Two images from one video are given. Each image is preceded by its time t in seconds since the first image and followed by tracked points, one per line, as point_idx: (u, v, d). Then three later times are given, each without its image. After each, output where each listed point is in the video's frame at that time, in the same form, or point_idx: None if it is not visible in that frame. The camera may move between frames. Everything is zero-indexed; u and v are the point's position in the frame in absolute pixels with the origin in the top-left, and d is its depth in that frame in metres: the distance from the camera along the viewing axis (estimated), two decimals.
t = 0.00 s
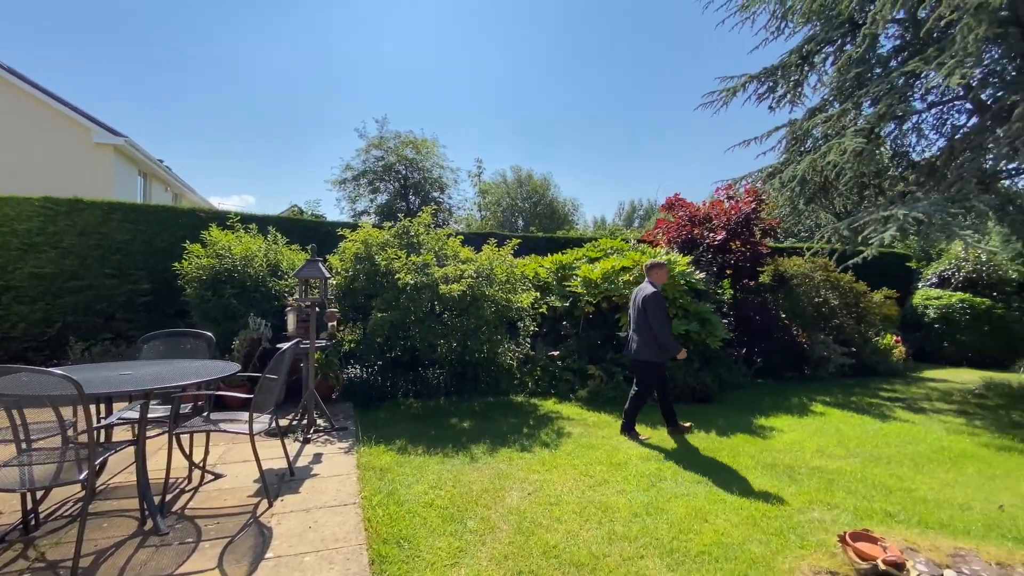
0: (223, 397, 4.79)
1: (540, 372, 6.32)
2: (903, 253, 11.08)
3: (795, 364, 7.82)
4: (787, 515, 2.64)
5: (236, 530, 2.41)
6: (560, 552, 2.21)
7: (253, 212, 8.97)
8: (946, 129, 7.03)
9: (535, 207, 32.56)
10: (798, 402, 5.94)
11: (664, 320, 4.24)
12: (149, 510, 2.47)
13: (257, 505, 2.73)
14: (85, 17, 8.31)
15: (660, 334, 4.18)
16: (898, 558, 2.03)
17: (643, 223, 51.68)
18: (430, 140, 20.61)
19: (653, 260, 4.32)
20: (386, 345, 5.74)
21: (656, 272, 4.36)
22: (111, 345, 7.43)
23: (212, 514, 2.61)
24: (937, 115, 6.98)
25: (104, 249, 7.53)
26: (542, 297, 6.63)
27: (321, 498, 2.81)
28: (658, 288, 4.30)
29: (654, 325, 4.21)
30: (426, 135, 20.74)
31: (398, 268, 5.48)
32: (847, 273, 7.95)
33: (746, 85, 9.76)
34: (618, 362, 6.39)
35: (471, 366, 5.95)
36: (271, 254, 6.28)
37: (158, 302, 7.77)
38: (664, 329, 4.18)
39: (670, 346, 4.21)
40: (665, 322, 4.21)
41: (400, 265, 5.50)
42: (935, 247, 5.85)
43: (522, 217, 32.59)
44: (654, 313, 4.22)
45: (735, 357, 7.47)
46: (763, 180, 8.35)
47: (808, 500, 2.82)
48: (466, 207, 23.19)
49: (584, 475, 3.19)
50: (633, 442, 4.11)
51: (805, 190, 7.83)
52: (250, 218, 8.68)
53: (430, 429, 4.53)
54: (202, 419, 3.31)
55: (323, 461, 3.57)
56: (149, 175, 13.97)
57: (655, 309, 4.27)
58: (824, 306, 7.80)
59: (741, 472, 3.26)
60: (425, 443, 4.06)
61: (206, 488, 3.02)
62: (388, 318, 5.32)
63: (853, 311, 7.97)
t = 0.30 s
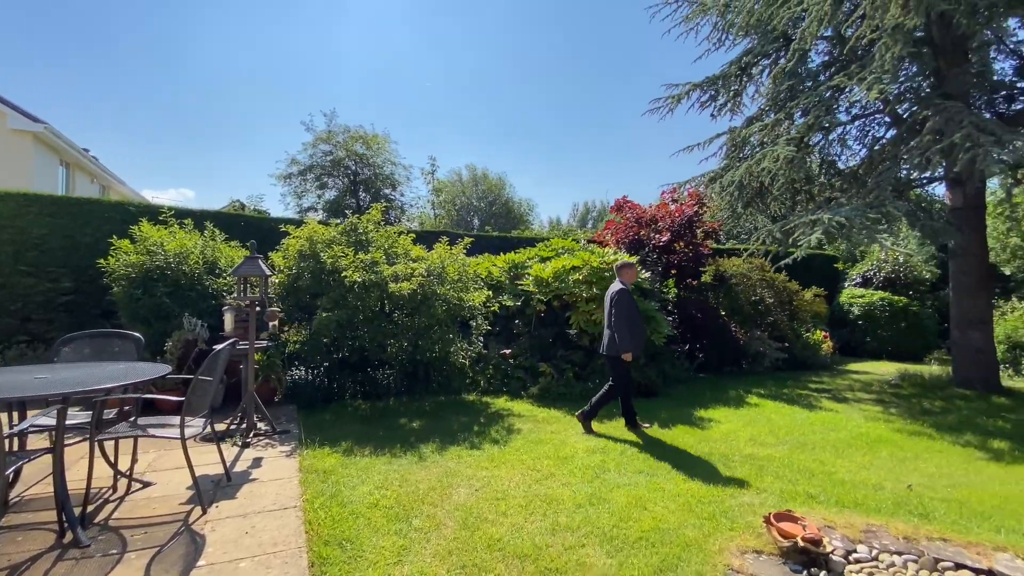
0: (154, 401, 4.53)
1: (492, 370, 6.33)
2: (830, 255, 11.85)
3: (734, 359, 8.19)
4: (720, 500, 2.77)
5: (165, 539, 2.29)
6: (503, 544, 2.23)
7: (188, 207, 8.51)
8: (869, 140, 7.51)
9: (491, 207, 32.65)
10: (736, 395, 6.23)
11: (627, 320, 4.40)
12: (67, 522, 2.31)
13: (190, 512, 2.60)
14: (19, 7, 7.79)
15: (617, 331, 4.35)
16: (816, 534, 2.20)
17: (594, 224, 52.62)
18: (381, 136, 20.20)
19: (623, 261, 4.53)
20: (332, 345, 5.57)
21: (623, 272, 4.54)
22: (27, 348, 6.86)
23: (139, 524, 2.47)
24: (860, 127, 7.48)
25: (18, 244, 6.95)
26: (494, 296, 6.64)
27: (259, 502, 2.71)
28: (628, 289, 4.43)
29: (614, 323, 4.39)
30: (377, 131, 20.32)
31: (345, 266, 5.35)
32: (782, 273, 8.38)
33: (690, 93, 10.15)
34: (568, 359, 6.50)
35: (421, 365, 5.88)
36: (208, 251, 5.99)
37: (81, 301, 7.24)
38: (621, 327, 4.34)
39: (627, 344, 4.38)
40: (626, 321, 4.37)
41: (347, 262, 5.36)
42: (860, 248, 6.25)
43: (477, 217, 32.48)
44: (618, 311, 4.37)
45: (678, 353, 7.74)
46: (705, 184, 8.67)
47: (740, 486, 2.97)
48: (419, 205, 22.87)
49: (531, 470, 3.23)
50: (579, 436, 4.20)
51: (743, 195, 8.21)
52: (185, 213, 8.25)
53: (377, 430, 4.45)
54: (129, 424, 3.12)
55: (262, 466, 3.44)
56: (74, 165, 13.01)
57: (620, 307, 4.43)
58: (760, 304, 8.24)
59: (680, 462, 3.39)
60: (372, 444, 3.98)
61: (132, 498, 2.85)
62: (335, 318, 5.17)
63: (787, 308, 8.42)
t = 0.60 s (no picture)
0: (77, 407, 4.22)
1: (443, 369, 6.29)
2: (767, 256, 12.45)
3: (678, 355, 8.48)
4: (660, 489, 2.87)
5: (86, 552, 2.15)
6: (448, 541, 2.23)
7: (115, 200, 7.98)
8: (800, 150, 7.99)
9: (445, 205, 32.34)
10: (679, 389, 6.46)
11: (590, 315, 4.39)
12: None
13: (115, 523, 2.44)
14: None
15: (579, 327, 4.37)
16: (744, 517, 2.32)
17: (549, 224, 53.17)
18: (329, 130, 19.61)
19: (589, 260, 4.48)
20: (276, 346, 5.35)
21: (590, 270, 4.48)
22: None
23: (57, 537, 2.31)
24: (793, 137, 7.92)
25: None
26: (446, 295, 6.59)
27: (192, 510, 2.58)
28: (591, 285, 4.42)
29: (576, 319, 4.41)
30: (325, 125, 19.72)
31: (288, 263, 5.16)
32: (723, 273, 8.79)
33: (638, 99, 10.41)
34: (519, 357, 6.54)
35: (369, 364, 5.76)
36: (136, 246, 5.64)
37: None
38: (582, 322, 4.35)
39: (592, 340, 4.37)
40: (586, 316, 4.37)
41: (290, 260, 5.17)
42: (793, 250, 6.60)
43: (431, 216, 32.12)
44: (579, 307, 4.39)
45: (625, 350, 7.94)
46: (652, 187, 8.92)
47: (679, 475, 3.09)
48: (370, 202, 22.36)
49: (478, 467, 3.23)
50: (528, 432, 4.23)
51: (687, 198, 8.52)
52: (111, 206, 7.74)
53: (322, 432, 4.32)
54: (46, 432, 2.89)
55: (196, 472, 3.27)
56: None
57: (584, 304, 4.45)
58: (702, 303, 8.58)
59: (624, 454, 3.49)
60: (317, 447, 3.86)
61: (49, 510, 2.65)
62: (278, 317, 4.97)
63: (727, 307, 8.81)
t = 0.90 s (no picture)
0: None
1: (395, 370, 6.19)
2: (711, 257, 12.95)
3: (628, 352, 8.69)
4: (607, 481, 2.94)
5: None
6: (396, 541, 2.20)
7: (34, 192, 7.40)
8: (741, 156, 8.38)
9: (401, 202, 31.76)
10: (628, 385, 6.62)
11: (561, 318, 4.36)
12: None
13: (33, 538, 2.27)
14: None
15: (549, 329, 4.34)
16: (683, 505, 2.41)
17: (504, 223, 53.22)
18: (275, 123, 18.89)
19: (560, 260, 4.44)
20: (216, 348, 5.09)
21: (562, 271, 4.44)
22: None
23: None
24: (735, 144, 8.28)
25: None
26: (398, 294, 6.49)
27: (121, 521, 2.43)
28: (563, 287, 4.38)
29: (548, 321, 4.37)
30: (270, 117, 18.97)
31: (228, 260, 4.93)
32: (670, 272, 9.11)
33: (590, 103, 10.60)
34: (472, 356, 6.51)
35: (317, 366, 5.58)
36: (59, 242, 5.25)
37: None
38: (553, 324, 4.32)
39: (561, 342, 4.34)
40: (558, 318, 4.34)
41: (231, 257, 4.95)
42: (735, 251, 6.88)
43: (386, 213, 31.54)
44: (551, 308, 4.35)
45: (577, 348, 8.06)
46: (604, 189, 9.08)
47: (625, 467, 3.18)
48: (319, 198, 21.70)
49: (429, 467, 3.20)
50: (479, 431, 4.23)
51: (636, 201, 8.76)
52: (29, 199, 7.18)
53: (265, 437, 4.16)
54: None
55: (125, 481, 3.08)
56: None
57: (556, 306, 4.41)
58: (651, 301, 8.83)
59: (574, 449, 3.55)
60: (259, 452, 3.71)
61: None
62: (218, 317, 4.76)
63: (674, 305, 9.11)
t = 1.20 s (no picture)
0: None
1: (350, 370, 6.05)
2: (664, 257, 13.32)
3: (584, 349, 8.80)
4: (561, 476, 2.97)
5: None
6: (347, 543, 2.15)
7: None
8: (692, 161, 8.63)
9: (356, 199, 31.06)
10: (585, 382, 6.71)
11: (536, 316, 4.34)
12: None
13: None
14: None
15: (527, 327, 4.33)
16: (634, 496, 2.47)
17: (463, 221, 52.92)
18: (222, 114, 18.08)
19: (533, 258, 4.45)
20: (155, 349, 4.81)
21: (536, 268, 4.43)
22: None
23: None
24: (686, 149, 8.53)
25: None
26: (352, 292, 6.35)
27: (46, 533, 2.27)
28: (537, 284, 4.37)
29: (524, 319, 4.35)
30: (216, 108, 18.15)
31: (168, 257, 4.69)
32: (626, 272, 9.30)
33: (549, 104, 10.69)
34: (429, 356, 6.44)
35: (266, 367, 5.37)
36: None
37: None
38: (530, 323, 4.31)
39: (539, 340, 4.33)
40: (534, 316, 4.33)
41: (171, 253, 4.71)
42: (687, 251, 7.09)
43: (341, 209, 30.77)
44: (526, 307, 4.34)
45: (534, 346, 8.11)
46: (561, 189, 9.18)
47: (580, 462, 3.22)
48: (269, 192, 20.92)
49: (383, 468, 3.15)
50: (436, 430, 4.19)
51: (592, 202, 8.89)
52: None
53: (209, 442, 3.97)
54: None
55: (52, 492, 2.87)
56: None
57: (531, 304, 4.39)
58: (607, 300, 8.98)
59: (530, 446, 3.57)
60: (202, 458, 3.54)
61: None
62: (157, 317, 4.54)
63: (629, 304, 9.32)
